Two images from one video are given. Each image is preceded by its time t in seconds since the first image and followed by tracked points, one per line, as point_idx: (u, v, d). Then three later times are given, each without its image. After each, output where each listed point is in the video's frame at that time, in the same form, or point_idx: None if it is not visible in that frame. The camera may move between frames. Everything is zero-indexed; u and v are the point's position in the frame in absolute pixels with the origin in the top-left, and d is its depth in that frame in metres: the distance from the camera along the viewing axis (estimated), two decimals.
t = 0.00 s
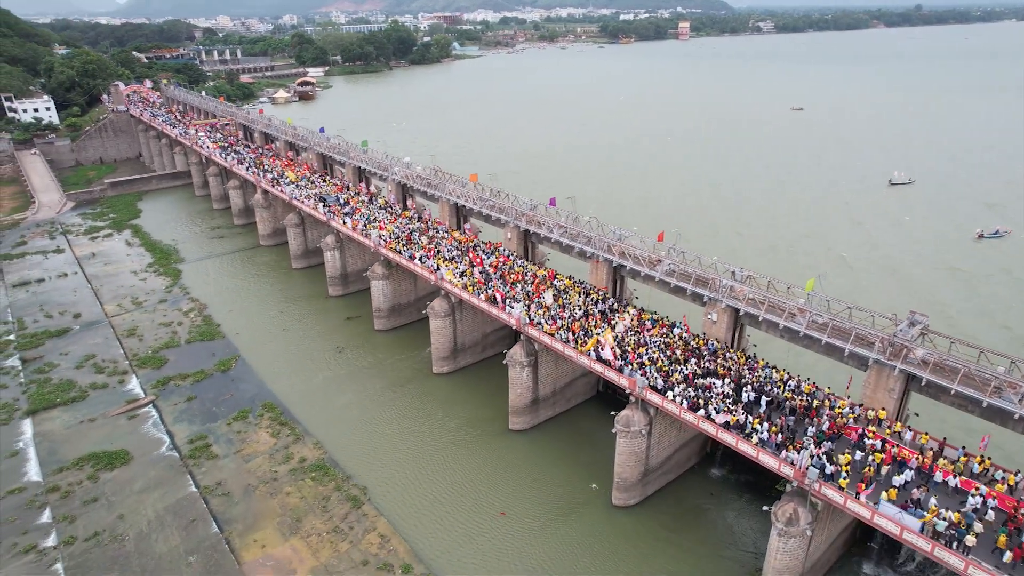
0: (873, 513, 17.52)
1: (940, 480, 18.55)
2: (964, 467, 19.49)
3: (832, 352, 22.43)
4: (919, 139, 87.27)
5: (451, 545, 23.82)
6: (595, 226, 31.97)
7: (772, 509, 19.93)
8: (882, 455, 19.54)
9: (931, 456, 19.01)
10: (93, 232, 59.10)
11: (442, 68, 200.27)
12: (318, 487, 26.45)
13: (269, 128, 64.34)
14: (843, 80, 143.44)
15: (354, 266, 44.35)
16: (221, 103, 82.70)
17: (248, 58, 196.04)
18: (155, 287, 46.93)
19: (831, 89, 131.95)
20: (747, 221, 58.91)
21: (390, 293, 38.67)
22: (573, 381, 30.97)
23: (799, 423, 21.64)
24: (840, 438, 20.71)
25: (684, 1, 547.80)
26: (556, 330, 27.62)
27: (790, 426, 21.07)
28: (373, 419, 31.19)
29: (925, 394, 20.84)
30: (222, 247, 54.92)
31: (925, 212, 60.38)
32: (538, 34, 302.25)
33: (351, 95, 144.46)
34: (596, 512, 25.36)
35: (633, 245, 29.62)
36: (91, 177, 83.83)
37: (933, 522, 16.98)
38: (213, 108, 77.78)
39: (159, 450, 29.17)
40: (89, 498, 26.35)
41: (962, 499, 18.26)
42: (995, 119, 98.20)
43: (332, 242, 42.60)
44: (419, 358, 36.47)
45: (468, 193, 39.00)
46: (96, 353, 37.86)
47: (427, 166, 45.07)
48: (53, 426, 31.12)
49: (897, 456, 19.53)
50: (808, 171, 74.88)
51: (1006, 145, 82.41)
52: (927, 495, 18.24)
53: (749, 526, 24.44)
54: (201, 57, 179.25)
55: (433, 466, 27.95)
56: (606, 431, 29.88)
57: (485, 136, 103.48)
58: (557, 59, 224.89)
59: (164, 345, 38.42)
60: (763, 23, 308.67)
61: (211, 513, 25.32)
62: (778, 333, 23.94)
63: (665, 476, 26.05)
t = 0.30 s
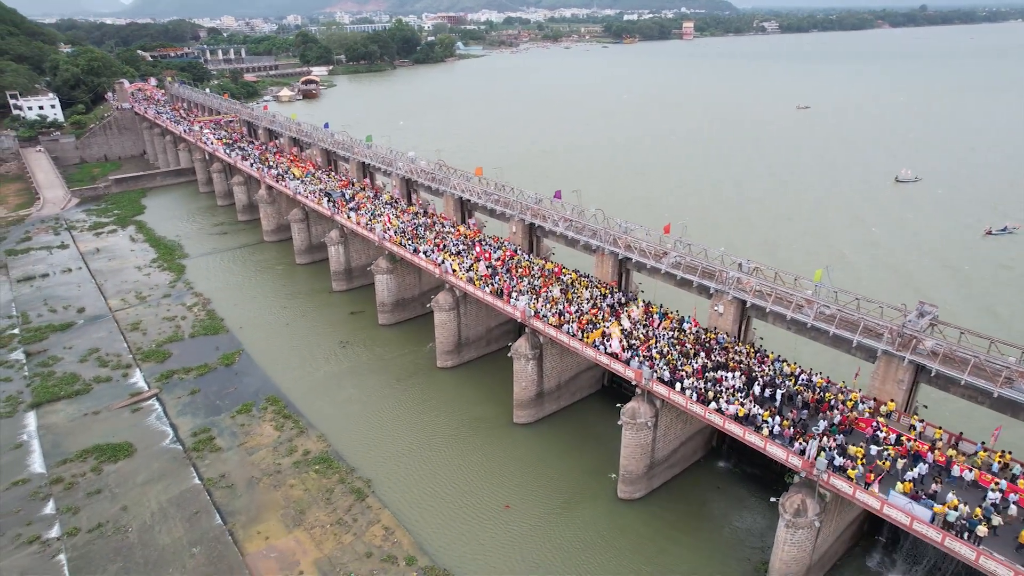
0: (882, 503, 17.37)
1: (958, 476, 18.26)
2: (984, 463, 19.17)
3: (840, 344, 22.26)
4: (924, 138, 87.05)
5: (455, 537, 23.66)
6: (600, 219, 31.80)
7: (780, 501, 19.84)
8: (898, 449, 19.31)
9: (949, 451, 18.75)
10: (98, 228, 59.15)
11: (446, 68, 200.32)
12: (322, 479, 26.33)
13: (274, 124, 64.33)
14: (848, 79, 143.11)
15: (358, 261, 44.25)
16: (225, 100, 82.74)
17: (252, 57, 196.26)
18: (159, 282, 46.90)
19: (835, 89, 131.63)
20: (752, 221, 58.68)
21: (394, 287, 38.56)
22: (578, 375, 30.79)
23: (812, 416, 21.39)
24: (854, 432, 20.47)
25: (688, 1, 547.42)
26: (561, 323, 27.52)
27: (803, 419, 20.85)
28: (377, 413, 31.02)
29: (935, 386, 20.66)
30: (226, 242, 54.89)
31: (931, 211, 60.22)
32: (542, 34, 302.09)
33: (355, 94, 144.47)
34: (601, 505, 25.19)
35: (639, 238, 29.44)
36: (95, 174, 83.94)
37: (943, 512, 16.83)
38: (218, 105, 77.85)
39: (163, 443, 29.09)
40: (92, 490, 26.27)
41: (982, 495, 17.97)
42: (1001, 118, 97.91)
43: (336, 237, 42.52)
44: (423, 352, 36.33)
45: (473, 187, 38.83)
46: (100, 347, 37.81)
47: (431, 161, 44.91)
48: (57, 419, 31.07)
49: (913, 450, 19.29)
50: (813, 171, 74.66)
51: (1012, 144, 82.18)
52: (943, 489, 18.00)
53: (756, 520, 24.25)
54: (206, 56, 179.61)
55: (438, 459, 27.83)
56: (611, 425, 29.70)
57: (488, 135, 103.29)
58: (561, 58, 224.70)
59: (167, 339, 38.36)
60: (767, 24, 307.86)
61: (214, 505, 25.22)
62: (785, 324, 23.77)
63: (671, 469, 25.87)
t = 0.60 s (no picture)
0: (887, 493, 17.23)
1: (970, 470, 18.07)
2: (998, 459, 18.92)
3: (844, 335, 22.15)
4: (927, 138, 86.98)
5: (455, 531, 23.48)
6: (603, 213, 31.68)
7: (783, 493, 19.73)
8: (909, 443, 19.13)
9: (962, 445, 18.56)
10: (100, 225, 59.19)
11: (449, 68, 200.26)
12: (323, 472, 26.24)
13: (276, 121, 64.40)
14: (851, 79, 142.92)
15: (360, 256, 44.22)
16: (228, 98, 82.85)
17: (255, 57, 196.45)
18: (162, 277, 46.92)
19: (839, 88, 131.35)
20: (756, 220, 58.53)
21: (396, 282, 38.51)
22: (581, 369, 30.68)
23: (819, 410, 21.20)
24: (863, 426, 20.29)
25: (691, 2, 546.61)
26: (563, 315, 27.46)
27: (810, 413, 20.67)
28: (378, 407, 30.88)
29: (940, 378, 20.49)
30: (229, 239, 54.87)
31: (935, 210, 60.08)
32: (544, 34, 302.06)
33: (358, 93, 144.55)
34: (603, 499, 25.04)
35: (642, 231, 29.33)
36: (98, 172, 84.07)
37: (949, 503, 16.69)
38: (221, 103, 77.96)
39: (164, 436, 29.05)
40: (93, 482, 26.23)
41: (996, 490, 17.72)
42: (1004, 117, 97.66)
43: (338, 232, 42.48)
44: (425, 347, 36.25)
45: (475, 182, 38.77)
46: (102, 342, 37.81)
47: (433, 156, 44.82)
48: (58, 412, 31.04)
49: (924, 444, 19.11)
50: (816, 170, 74.50)
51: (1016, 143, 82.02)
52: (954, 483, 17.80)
53: (758, 513, 24.11)
54: (209, 56, 179.92)
55: (438, 453, 27.66)
56: (613, 418, 29.60)
57: (491, 134, 103.16)
58: (563, 58, 224.50)
59: (169, 334, 38.35)
60: (770, 23, 306.81)
61: (215, 498, 25.15)
62: (788, 317, 23.66)
63: (673, 463, 25.74)
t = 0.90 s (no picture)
0: (886, 486, 17.07)
1: (978, 467, 17.84)
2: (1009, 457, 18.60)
3: (844, 329, 21.99)
4: (931, 138, 86.69)
5: (451, 525, 23.32)
6: (602, 207, 31.58)
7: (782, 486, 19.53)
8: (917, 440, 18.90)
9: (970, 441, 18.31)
10: (103, 222, 59.38)
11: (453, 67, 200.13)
12: (321, 466, 26.17)
13: (279, 118, 64.51)
14: (856, 78, 142.43)
15: (361, 252, 44.20)
16: (231, 96, 83.09)
17: (260, 57, 196.89)
18: (163, 273, 46.98)
19: (843, 88, 130.86)
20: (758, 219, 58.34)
21: (396, 278, 38.45)
22: (580, 364, 30.54)
23: (822, 404, 21.00)
24: (867, 421, 20.09)
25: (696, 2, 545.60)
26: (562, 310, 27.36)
27: (814, 407, 20.49)
28: (377, 401, 30.81)
29: (941, 370, 20.29)
30: (231, 236, 54.93)
31: (939, 209, 59.85)
32: (550, 34, 301.47)
33: (362, 93, 144.77)
34: (601, 494, 24.89)
35: (641, 226, 29.21)
36: (102, 170, 84.38)
37: (949, 496, 16.54)
38: (224, 101, 78.18)
39: (163, 429, 29.04)
40: (91, 474, 26.24)
41: (1006, 488, 17.43)
42: (1010, 117, 97.19)
43: (339, 228, 42.49)
44: (424, 343, 36.17)
45: (475, 177, 38.71)
46: (102, 337, 37.86)
47: (434, 152, 44.71)
48: (59, 406, 31.10)
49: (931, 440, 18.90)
50: (820, 171, 74.21)
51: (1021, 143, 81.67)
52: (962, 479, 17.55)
53: (758, 509, 23.89)
54: (214, 56, 180.46)
55: (436, 448, 27.52)
56: (613, 413, 29.47)
57: (494, 134, 103.02)
58: (567, 58, 224.22)
59: (170, 329, 38.39)
60: (776, 23, 305.56)
61: (213, 491, 25.13)
62: (787, 310, 23.53)
63: (672, 458, 25.57)
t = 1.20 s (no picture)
0: (877, 478, 16.95)
1: (978, 464, 17.65)
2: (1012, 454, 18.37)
3: (839, 322, 21.85)
4: (933, 138, 86.53)
5: (443, 519, 23.19)
6: (598, 201, 31.44)
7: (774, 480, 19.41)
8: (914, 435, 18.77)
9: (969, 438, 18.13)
10: (103, 218, 59.45)
11: (455, 67, 200.01)
12: (315, 459, 26.12)
13: (279, 115, 64.55)
14: (859, 78, 142.21)
15: (359, 248, 44.18)
16: (232, 94, 83.14)
17: (262, 56, 197.07)
18: (162, 269, 47.02)
19: (846, 87, 130.59)
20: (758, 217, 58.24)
21: (393, 273, 38.40)
22: (575, 359, 30.47)
23: (820, 400, 20.89)
24: (865, 416, 19.96)
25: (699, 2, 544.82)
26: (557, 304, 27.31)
27: (812, 403, 20.39)
28: (372, 396, 30.77)
29: (936, 364, 20.15)
30: (230, 232, 54.96)
31: (940, 208, 59.72)
32: (552, 33, 300.89)
33: (364, 91, 144.78)
34: (595, 489, 24.79)
35: (637, 220, 29.05)
36: (104, 167, 84.54)
37: (941, 489, 16.42)
38: (225, 99, 78.23)
39: (158, 423, 29.03)
40: (85, 467, 26.23)
41: (1008, 485, 17.20)
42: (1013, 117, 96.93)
43: (337, 224, 42.48)
44: (421, 338, 36.11)
45: (472, 172, 38.61)
46: (100, 332, 37.88)
47: (432, 148, 44.63)
48: (54, 400, 31.10)
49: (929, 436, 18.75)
50: (821, 170, 74.07)
51: None
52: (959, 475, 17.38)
53: (752, 504, 23.77)
54: (216, 55, 180.68)
55: (430, 442, 27.43)
56: (608, 408, 29.39)
57: (495, 134, 102.92)
58: (570, 58, 224.06)
59: (167, 324, 38.40)
60: (779, 23, 304.75)
61: (206, 484, 25.09)
62: (782, 303, 23.39)
63: (666, 452, 25.48)
